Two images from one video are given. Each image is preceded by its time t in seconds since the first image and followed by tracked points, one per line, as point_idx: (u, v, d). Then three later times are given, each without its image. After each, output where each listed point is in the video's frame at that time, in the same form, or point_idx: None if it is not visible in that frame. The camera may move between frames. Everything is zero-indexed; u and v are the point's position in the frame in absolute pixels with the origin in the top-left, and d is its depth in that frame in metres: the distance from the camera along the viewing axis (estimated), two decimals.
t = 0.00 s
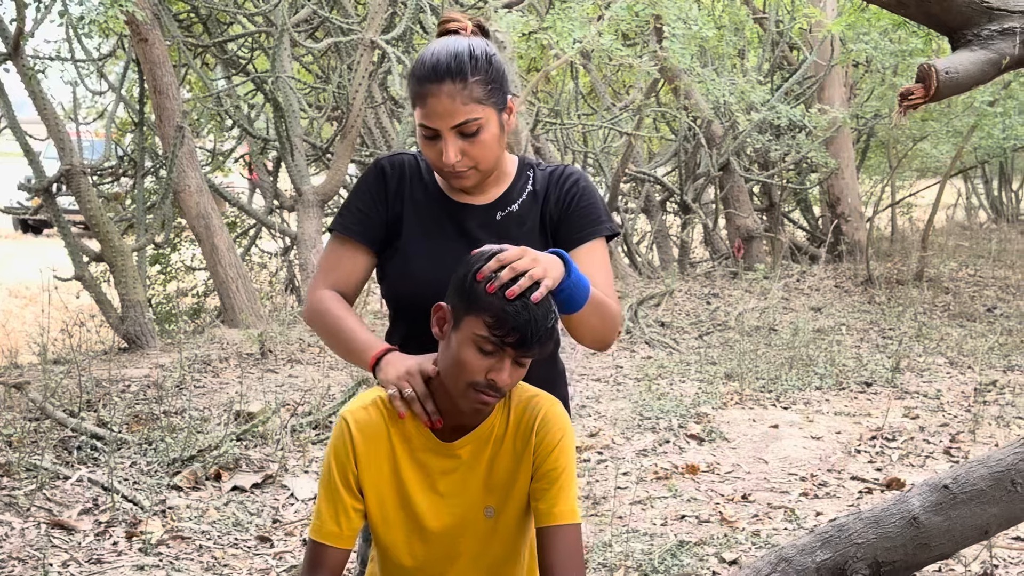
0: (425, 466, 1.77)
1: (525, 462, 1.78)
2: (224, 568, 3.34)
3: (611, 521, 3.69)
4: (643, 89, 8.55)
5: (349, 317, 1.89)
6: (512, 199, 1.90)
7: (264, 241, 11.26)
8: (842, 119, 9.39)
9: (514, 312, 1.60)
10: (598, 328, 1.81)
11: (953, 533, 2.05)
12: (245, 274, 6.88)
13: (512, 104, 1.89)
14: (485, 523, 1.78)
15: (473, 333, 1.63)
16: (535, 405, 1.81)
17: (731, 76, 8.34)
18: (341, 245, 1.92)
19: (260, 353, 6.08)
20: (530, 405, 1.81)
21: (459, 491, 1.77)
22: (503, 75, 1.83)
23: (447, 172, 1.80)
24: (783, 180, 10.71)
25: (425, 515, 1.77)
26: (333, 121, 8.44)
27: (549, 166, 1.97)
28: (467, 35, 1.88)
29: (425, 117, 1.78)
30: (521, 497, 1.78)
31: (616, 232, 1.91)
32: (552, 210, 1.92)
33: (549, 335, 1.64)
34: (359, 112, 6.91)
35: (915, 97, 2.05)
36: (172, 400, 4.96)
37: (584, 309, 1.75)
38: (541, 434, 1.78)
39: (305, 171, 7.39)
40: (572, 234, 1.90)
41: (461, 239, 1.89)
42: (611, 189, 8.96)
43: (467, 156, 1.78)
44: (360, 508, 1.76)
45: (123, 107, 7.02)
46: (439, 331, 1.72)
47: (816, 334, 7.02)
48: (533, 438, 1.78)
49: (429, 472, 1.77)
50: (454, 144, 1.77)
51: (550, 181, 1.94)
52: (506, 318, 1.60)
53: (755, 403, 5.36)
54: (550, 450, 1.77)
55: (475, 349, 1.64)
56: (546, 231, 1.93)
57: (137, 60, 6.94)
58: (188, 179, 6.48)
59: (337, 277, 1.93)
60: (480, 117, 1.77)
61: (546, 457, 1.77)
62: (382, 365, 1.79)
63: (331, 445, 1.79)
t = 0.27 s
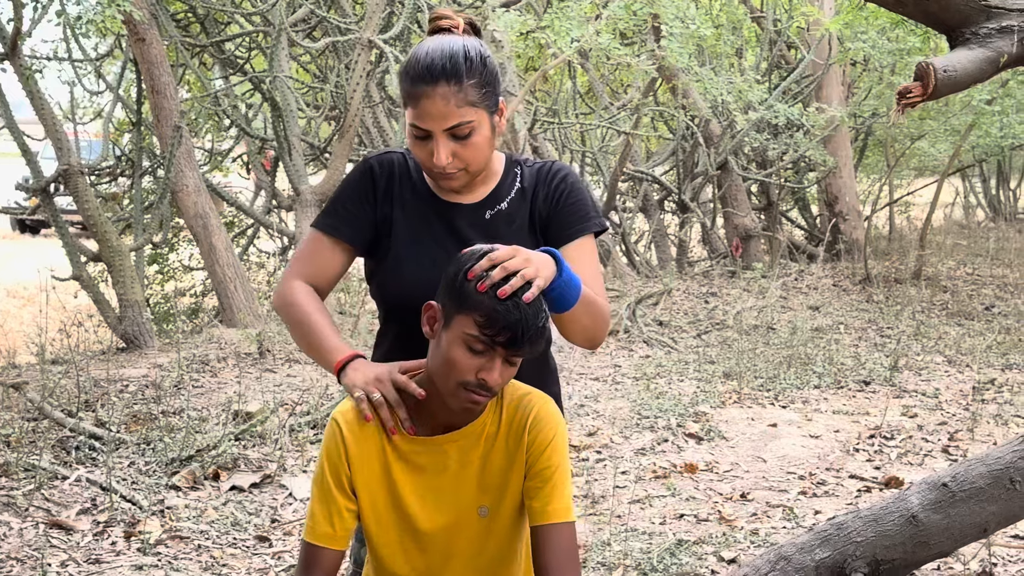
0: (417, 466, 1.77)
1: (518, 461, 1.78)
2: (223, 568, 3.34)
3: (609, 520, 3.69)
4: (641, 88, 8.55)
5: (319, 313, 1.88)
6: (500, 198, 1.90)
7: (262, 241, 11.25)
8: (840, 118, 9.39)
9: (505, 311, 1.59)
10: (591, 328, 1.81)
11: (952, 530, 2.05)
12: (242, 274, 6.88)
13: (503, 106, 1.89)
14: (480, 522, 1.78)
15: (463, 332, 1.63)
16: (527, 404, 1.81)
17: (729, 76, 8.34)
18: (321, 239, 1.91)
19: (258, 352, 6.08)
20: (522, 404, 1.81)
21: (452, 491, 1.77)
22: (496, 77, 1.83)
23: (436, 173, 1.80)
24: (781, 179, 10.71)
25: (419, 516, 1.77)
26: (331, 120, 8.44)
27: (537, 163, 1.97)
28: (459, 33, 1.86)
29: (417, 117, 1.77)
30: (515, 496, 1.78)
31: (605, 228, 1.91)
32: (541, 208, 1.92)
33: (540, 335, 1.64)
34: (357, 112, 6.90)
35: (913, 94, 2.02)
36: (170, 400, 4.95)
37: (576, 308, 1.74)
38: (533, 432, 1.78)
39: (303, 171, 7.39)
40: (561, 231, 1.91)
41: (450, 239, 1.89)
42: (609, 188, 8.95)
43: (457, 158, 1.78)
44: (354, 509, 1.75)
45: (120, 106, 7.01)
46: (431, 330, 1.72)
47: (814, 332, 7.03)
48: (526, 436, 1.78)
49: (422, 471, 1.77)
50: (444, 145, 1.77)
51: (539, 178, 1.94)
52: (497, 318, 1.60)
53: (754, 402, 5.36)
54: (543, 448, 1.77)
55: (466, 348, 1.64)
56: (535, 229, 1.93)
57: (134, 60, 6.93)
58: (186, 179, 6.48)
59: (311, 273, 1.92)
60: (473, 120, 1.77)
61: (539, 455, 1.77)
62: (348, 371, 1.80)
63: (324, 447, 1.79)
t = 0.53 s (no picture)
0: (417, 465, 1.76)
1: (520, 460, 1.78)
2: (222, 567, 3.34)
3: (608, 518, 3.70)
4: (640, 86, 8.54)
5: (302, 321, 1.90)
6: (491, 197, 1.90)
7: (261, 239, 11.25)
8: (838, 116, 9.40)
9: (506, 312, 1.59)
10: (589, 328, 1.81)
11: (951, 528, 2.05)
12: (241, 273, 6.87)
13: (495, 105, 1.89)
14: (480, 521, 1.78)
15: (464, 333, 1.63)
16: (528, 403, 1.81)
17: (727, 74, 8.34)
18: (306, 247, 1.92)
19: (257, 351, 6.08)
20: (524, 403, 1.81)
21: (453, 490, 1.77)
22: (488, 78, 1.83)
23: (428, 175, 1.80)
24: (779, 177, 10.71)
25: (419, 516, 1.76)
26: (329, 119, 8.44)
27: (527, 161, 1.97)
28: (448, 33, 1.86)
29: (410, 120, 1.76)
30: (515, 495, 1.79)
31: (597, 224, 1.91)
32: (532, 207, 1.93)
33: (541, 336, 1.64)
34: (355, 111, 6.90)
35: (912, 92, 1.98)
36: (169, 399, 4.95)
37: (575, 308, 1.75)
38: (535, 432, 1.79)
39: (301, 170, 7.38)
40: (553, 230, 1.91)
41: (440, 241, 1.89)
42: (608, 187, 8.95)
43: (450, 160, 1.78)
44: (354, 509, 1.74)
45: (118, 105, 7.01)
46: (433, 330, 1.73)
47: (813, 331, 7.03)
48: (529, 435, 1.78)
49: (423, 471, 1.76)
50: (437, 148, 1.77)
51: (529, 176, 1.94)
52: (498, 319, 1.60)
53: (752, 401, 5.36)
54: (544, 447, 1.78)
55: (467, 349, 1.64)
56: (527, 227, 1.94)
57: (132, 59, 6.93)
58: (185, 178, 6.47)
59: (295, 281, 1.93)
60: (466, 123, 1.77)
61: (539, 455, 1.78)
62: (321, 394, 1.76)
63: (324, 446, 1.77)
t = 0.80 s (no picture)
0: (420, 464, 1.76)
1: (524, 460, 1.78)
2: (222, 565, 3.34)
3: (608, 516, 3.70)
4: (639, 84, 8.53)
5: (303, 329, 1.91)
6: (486, 196, 1.90)
7: (261, 238, 11.25)
8: (838, 114, 9.40)
9: (509, 313, 1.60)
10: (589, 328, 1.82)
11: (952, 527, 2.06)
12: (240, 271, 6.87)
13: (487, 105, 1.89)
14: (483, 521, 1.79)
15: (467, 333, 1.63)
16: (532, 402, 1.81)
17: (727, 73, 8.33)
18: (304, 253, 1.92)
19: (256, 349, 6.08)
20: (529, 403, 1.81)
21: (456, 490, 1.77)
22: (481, 80, 1.83)
23: (425, 181, 1.80)
24: (779, 176, 10.71)
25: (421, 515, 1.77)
26: (329, 117, 8.43)
27: (521, 158, 1.96)
28: (438, 35, 1.85)
29: (404, 128, 1.76)
30: (519, 494, 1.79)
31: (594, 220, 1.92)
32: (528, 205, 1.93)
33: (544, 336, 1.64)
34: (355, 109, 6.89)
35: (912, 91, 1.98)
36: (168, 397, 4.95)
37: (576, 308, 1.75)
38: (539, 431, 1.78)
39: (301, 168, 7.38)
40: (550, 227, 1.92)
41: (437, 242, 1.89)
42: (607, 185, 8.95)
43: (446, 166, 1.79)
44: (356, 509, 1.75)
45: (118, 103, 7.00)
46: (436, 329, 1.72)
47: (813, 329, 7.03)
48: (533, 435, 1.78)
49: (425, 471, 1.77)
50: (433, 154, 1.77)
51: (525, 174, 1.94)
52: (502, 320, 1.60)
53: (752, 399, 5.36)
54: (548, 447, 1.78)
55: (471, 350, 1.63)
56: (524, 225, 1.94)
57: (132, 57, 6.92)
58: (185, 176, 6.47)
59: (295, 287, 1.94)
60: (461, 129, 1.77)
61: (543, 454, 1.78)
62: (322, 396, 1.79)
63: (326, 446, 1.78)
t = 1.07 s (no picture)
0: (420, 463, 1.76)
1: (525, 459, 1.78)
2: (222, 563, 3.34)
3: (608, 515, 3.70)
4: (640, 84, 8.53)
5: (306, 322, 1.90)
6: (490, 193, 1.89)
7: (261, 236, 11.25)
8: (838, 114, 9.39)
9: (511, 310, 1.59)
10: (589, 325, 1.81)
11: (952, 526, 2.06)
12: (241, 270, 6.87)
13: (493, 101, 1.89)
14: (482, 519, 1.78)
15: (469, 331, 1.63)
16: (533, 402, 1.81)
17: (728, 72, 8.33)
18: (306, 248, 1.92)
19: (256, 348, 6.08)
20: (529, 402, 1.81)
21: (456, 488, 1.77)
22: (487, 75, 1.83)
23: (429, 172, 1.79)
24: (779, 175, 10.70)
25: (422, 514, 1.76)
26: (328, 116, 8.43)
27: (526, 157, 1.96)
28: (445, 29, 1.86)
29: (410, 118, 1.76)
30: (519, 493, 1.79)
31: (597, 220, 1.91)
32: (532, 203, 1.92)
33: (545, 333, 1.64)
34: (355, 107, 6.89)
35: (913, 90, 1.98)
36: (168, 395, 4.95)
37: (577, 307, 1.75)
38: (540, 430, 1.78)
39: (301, 166, 7.38)
40: (553, 225, 1.91)
41: (440, 238, 1.89)
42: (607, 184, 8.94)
43: (452, 158, 1.79)
44: (357, 507, 1.74)
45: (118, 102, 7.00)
46: (437, 329, 1.72)
47: (813, 329, 7.04)
48: (533, 433, 1.78)
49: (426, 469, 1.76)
50: (438, 146, 1.77)
51: (529, 172, 1.94)
52: (503, 317, 1.60)
53: (752, 398, 5.36)
54: (549, 446, 1.77)
55: (472, 348, 1.63)
56: (527, 223, 1.93)
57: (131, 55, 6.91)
58: (185, 175, 6.47)
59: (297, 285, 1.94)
60: (468, 120, 1.77)
61: (544, 453, 1.77)
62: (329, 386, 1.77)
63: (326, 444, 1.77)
